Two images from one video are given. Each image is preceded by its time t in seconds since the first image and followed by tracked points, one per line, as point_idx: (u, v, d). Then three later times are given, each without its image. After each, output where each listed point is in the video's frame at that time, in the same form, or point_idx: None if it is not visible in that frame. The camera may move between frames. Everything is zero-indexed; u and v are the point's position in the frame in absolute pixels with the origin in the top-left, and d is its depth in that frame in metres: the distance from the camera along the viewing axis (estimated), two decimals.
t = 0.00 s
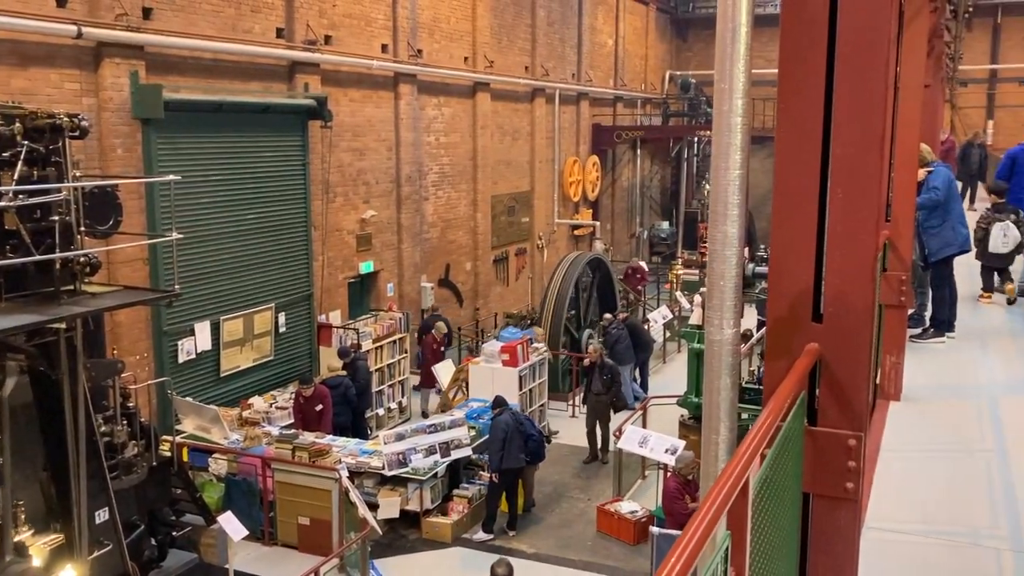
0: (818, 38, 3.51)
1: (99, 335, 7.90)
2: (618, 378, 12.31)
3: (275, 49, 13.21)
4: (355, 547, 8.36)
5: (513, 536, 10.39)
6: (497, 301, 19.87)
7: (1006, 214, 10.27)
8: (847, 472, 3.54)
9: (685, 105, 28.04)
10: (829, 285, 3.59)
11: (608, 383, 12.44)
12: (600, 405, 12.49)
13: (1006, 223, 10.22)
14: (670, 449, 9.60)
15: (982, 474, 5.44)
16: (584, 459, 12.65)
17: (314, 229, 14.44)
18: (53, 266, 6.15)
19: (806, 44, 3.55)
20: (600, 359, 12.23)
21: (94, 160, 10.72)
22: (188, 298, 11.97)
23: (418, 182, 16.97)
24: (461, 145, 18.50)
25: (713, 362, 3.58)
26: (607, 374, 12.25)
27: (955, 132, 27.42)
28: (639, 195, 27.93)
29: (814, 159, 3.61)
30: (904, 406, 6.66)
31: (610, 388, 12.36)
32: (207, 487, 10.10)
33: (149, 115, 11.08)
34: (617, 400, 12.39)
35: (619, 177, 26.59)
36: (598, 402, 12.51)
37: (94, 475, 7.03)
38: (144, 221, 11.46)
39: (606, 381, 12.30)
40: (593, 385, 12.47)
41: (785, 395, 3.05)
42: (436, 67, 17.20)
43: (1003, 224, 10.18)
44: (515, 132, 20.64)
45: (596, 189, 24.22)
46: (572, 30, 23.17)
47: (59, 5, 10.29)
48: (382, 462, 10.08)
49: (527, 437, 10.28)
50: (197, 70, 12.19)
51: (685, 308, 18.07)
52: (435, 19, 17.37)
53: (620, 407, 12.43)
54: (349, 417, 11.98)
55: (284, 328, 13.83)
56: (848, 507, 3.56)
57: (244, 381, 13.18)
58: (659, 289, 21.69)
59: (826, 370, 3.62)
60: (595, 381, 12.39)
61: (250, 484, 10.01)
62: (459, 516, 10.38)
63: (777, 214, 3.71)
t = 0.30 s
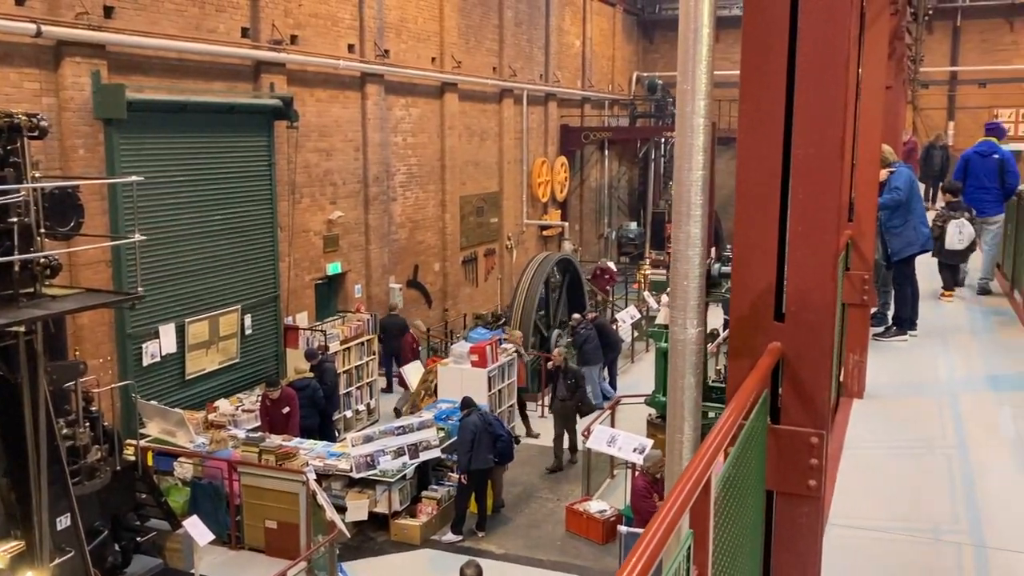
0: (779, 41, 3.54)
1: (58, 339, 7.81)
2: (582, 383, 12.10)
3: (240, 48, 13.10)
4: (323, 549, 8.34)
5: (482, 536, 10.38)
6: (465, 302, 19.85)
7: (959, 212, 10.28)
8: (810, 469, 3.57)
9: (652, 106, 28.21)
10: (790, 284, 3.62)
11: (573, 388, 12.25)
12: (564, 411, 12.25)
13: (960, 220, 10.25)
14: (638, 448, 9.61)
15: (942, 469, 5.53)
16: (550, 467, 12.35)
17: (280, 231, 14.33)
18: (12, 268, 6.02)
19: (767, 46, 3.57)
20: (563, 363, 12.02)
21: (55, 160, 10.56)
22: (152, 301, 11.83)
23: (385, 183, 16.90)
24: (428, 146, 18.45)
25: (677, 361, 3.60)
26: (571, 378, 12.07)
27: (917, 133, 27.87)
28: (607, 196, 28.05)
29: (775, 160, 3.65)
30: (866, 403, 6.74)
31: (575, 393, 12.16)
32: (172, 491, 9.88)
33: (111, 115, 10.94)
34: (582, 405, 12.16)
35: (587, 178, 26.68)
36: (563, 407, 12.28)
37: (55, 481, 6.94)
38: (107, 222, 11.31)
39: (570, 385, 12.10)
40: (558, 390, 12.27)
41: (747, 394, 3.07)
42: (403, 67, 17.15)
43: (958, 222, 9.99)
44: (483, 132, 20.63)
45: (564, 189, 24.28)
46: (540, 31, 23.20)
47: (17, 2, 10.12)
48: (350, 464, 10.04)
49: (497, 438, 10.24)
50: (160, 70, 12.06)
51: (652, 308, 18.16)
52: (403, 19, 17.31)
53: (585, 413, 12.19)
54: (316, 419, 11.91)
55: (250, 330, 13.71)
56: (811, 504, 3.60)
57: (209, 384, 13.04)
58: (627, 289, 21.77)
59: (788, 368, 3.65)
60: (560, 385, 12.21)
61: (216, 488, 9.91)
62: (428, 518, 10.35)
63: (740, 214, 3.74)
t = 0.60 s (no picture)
0: (738, 42, 3.56)
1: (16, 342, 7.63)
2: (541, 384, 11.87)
3: (202, 48, 12.96)
4: (287, 553, 8.27)
5: (448, 538, 10.37)
6: (432, 303, 19.80)
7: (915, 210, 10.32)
8: (771, 467, 3.60)
9: (617, 107, 28.34)
10: (750, 284, 3.64)
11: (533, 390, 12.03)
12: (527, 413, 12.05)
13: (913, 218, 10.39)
14: (604, 447, 9.61)
15: (901, 465, 5.61)
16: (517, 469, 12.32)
17: (243, 232, 14.18)
18: None
19: (725, 45, 3.60)
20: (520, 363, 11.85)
21: (11, 161, 10.37)
22: (112, 304, 11.66)
23: (350, 183, 16.80)
24: (393, 146, 18.36)
25: (639, 361, 3.60)
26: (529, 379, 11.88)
27: (877, 133, 28.32)
28: (573, 196, 28.11)
29: (734, 160, 3.67)
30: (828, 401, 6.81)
31: (534, 394, 11.94)
32: (134, 496, 9.79)
33: (69, 115, 10.76)
34: (541, 407, 11.92)
35: (553, 178, 26.73)
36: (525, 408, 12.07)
37: (11, 488, 6.79)
38: (65, 224, 11.13)
39: (529, 387, 11.91)
40: (519, 392, 12.08)
41: (707, 394, 3.07)
42: (367, 67, 17.06)
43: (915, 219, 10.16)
44: (448, 133, 20.59)
45: (530, 190, 24.31)
46: (505, 32, 23.21)
47: None
48: (315, 468, 9.93)
49: (464, 439, 10.21)
50: (119, 69, 11.90)
51: (618, 307, 18.23)
52: (366, 19, 17.22)
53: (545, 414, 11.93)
54: (280, 422, 11.81)
55: (213, 332, 13.55)
56: (772, 502, 3.62)
57: (171, 388, 12.88)
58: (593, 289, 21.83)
59: (749, 367, 3.67)
60: (520, 387, 12.02)
61: (181, 493, 9.67)
62: (393, 520, 10.31)
63: (700, 215, 3.76)
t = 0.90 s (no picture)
0: (696, 42, 3.59)
1: None
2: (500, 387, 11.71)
3: (161, 47, 12.80)
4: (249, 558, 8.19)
5: (413, 540, 10.32)
6: (396, 304, 19.73)
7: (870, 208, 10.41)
8: (730, 466, 3.63)
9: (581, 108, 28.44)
10: (709, 284, 3.67)
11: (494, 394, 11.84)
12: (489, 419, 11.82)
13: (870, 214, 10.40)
14: (569, 447, 9.63)
15: (860, 462, 5.68)
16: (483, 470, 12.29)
17: (204, 234, 14.02)
18: None
19: (683, 46, 3.62)
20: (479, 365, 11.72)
21: None
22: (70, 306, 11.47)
23: (312, 184, 16.68)
24: (356, 147, 18.26)
25: (600, 361, 3.60)
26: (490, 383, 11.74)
27: (837, 135, 28.76)
28: (538, 197, 28.17)
29: (693, 160, 3.69)
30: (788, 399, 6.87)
31: (494, 396, 11.72)
32: (91, 503, 9.57)
33: (24, 115, 10.58)
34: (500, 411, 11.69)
35: (518, 179, 26.77)
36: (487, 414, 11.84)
37: None
38: (20, 226, 10.92)
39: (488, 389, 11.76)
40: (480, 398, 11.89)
41: (666, 392, 3.08)
42: (329, 67, 16.96)
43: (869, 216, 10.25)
44: (412, 133, 20.53)
45: (495, 191, 24.33)
46: (468, 32, 23.20)
47: None
48: (278, 471, 9.83)
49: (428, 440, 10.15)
50: (76, 68, 11.72)
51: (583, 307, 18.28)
52: (329, 19, 17.12)
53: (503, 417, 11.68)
54: (242, 426, 11.68)
55: (173, 335, 13.37)
56: (732, 500, 3.65)
57: (131, 392, 12.68)
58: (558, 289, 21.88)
59: (708, 366, 3.69)
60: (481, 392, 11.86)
61: (138, 497, 9.56)
62: (358, 523, 10.25)
63: (660, 215, 3.78)
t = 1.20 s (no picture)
0: (650, 44, 3.61)
1: None
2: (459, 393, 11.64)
3: (115, 46, 12.61)
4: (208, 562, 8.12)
5: (375, 544, 10.26)
6: (357, 306, 19.61)
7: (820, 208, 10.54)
8: (687, 465, 3.66)
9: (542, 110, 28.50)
10: (665, 284, 3.69)
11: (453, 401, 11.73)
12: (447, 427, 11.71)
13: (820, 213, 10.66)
14: (532, 448, 9.66)
15: (818, 459, 5.75)
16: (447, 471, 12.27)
17: (160, 236, 13.82)
18: None
19: (639, 46, 3.63)
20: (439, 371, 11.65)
21: None
22: (22, 310, 11.26)
23: (272, 185, 16.52)
24: (316, 148, 18.13)
25: (557, 361, 3.59)
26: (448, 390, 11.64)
27: (795, 136, 29.14)
28: (501, 198, 28.19)
29: (649, 161, 3.71)
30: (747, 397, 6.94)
31: (453, 403, 11.65)
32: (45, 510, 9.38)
33: None
34: (460, 417, 11.61)
35: (480, 180, 26.76)
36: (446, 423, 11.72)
37: None
38: None
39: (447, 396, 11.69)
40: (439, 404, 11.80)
41: (622, 392, 3.08)
42: (289, 68, 16.82)
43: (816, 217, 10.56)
44: (373, 134, 20.43)
45: (457, 192, 24.29)
46: (429, 33, 23.14)
47: None
48: (237, 476, 9.79)
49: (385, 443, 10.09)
50: (28, 68, 11.52)
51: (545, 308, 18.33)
52: (288, 19, 16.98)
53: (465, 424, 11.58)
54: (201, 431, 11.53)
55: (130, 339, 13.14)
56: (688, 499, 3.68)
57: (86, 397, 12.44)
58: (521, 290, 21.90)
59: (665, 366, 3.71)
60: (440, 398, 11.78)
61: (94, 505, 9.34)
62: (319, 527, 10.16)
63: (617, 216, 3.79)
